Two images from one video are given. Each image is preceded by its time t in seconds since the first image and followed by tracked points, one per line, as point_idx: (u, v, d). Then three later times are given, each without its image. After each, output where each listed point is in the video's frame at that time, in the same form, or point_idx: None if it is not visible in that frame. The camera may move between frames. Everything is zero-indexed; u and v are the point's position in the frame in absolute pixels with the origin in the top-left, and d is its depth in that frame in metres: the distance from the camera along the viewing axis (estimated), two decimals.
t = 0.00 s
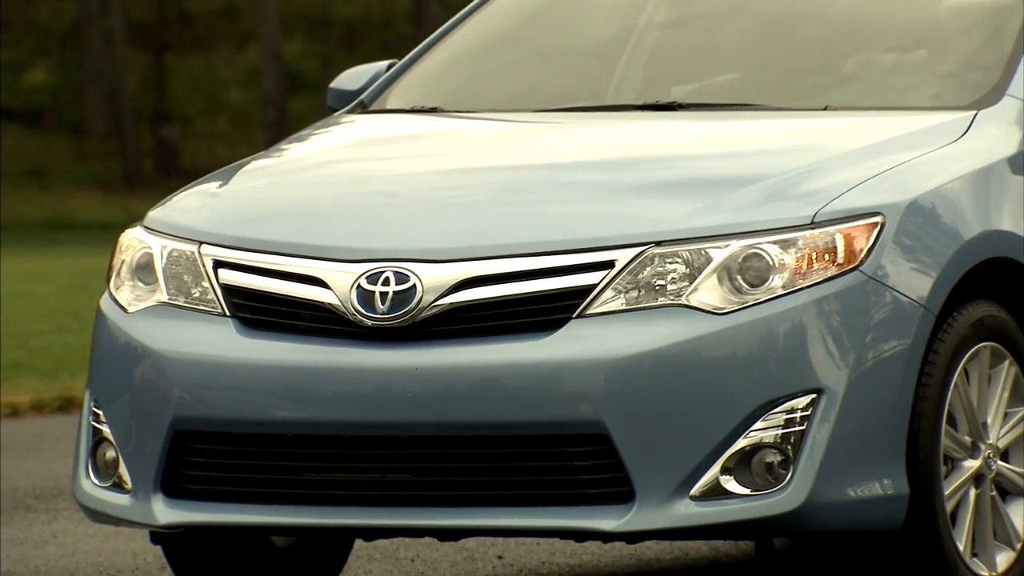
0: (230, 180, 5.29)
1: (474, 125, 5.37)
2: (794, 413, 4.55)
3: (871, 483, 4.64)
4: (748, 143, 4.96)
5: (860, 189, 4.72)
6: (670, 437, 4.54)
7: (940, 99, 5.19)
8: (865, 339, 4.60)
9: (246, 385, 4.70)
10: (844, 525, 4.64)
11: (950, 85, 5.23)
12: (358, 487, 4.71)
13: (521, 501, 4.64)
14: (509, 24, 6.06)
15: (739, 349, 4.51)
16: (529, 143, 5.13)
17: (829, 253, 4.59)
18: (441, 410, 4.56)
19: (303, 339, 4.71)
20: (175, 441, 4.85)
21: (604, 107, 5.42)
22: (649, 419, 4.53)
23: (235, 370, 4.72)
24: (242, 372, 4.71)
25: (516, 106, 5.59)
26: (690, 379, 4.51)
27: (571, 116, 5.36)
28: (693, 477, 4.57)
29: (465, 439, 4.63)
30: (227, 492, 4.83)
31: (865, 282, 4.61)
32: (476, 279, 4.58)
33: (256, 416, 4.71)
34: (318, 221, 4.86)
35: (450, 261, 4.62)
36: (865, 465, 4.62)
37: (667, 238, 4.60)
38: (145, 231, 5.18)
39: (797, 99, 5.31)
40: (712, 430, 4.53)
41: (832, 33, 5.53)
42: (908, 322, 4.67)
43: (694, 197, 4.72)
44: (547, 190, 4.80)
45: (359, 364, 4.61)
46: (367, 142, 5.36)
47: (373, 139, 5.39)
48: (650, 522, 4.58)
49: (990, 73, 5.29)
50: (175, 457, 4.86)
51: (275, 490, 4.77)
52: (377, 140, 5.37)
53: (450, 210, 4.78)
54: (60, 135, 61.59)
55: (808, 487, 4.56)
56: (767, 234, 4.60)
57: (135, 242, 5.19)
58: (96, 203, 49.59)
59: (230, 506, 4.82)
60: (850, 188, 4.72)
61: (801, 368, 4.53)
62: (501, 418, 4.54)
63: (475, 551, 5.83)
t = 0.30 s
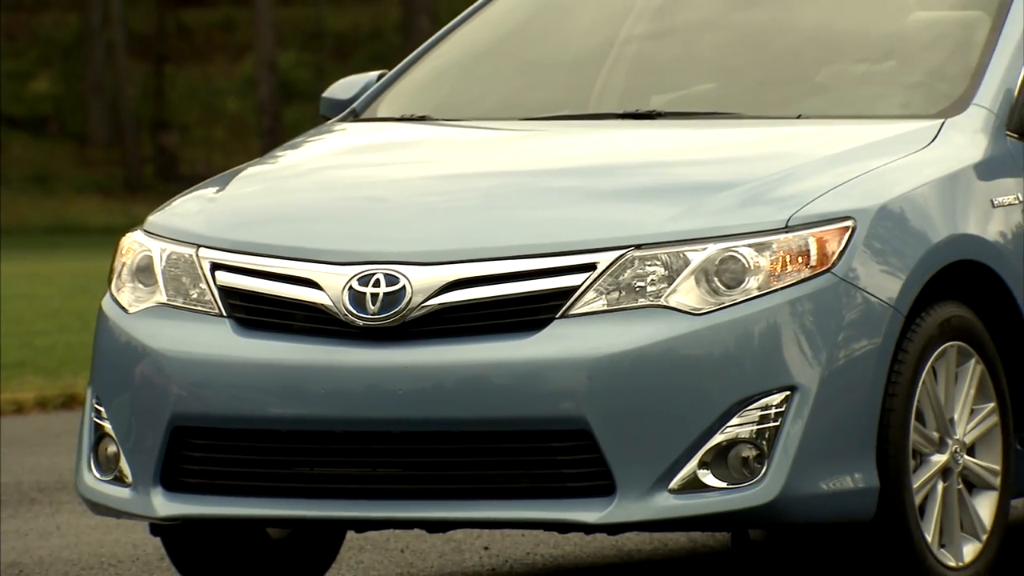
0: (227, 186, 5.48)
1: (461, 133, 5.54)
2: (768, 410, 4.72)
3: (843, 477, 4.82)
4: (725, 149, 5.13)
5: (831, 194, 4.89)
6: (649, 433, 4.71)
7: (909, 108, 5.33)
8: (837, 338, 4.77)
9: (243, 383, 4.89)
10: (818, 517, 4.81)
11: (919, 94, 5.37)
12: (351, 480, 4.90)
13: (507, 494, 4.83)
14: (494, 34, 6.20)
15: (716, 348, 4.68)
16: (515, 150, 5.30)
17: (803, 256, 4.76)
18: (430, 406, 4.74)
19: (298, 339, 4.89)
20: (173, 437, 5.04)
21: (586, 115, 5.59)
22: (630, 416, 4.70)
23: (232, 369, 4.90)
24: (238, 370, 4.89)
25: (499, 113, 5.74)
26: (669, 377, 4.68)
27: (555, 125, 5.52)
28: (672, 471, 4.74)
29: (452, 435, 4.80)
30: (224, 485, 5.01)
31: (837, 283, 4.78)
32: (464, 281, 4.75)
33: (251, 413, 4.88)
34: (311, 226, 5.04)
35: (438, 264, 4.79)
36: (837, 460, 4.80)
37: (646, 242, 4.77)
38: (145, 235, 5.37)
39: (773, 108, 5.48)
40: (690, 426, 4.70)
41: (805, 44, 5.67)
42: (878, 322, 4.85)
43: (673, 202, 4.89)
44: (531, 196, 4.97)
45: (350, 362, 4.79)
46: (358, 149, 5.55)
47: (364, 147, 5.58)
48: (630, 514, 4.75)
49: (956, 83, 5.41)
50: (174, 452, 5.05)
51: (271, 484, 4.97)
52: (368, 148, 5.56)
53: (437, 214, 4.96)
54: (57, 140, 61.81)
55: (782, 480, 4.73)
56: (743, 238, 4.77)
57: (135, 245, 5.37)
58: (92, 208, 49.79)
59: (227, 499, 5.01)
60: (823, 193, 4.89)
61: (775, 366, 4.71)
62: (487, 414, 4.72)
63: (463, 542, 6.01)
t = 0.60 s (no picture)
0: (224, 191, 5.63)
1: (448, 139, 5.67)
2: (745, 406, 4.87)
3: (816, 470, 4.97)
4: (706, 154, 5.27)
5: (806, 198, 5.02)
6: (630, 428, 4.86)
7: (879, 115, 5.40)
8: (811, 336, 4.91)
9: (239, 379, 5.05)
10: (793, 509, 4.96)
11: (890, 103, 5.44)
12: (342, 473, 5.04)
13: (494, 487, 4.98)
14: (482, 45, 6.27)
15: (695, 346, 4.83)
16: (502, 156, 5.43)
17: (779, 258, 4.90)
18: (419, 403, 4.88)
19: (293, 337, 5.04)
20: (173, 432, 5.21)
21: (568, 122, 5.68)
22: (612, 412, 4.85)
23: (228, 366, 5.06)
24: (235, 368, 5.06)
25: (485, 122, 5.82)
26: (649, 374, 4.83)
27: (539, 131, 5.63)
28: (653, 465, 4.89)
29: (441, 430, 4.94)
30: (221, 479, 5.18)
31: (811, 284, 4.92)
32: (452, 282, 4.89)
33: (249, 408, 5.04)
34: (306, 229, 5.20)
35: (428, 265, 4.93)
36: (811, 453, 4.95)
37: (629, 244, 4.90)
38: (145, 238, 5.53)
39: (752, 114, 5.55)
40: (670, 421, 4.85)
41: (780, 55, 5.73)
42: (851, 321, 4.98)
43: (654, 206, 5.02)
44: (516, 200, 5.11)
45: (343, 360, 4.94)
46: (351, 155, 5.69)
47: (356, 153, 5.71)
48: (612, 506, 4.90)
49: (924, 93, 5.47)
50: (173, 446, 5.22)
51: (265, 477, 5.12)
52: (359, 154, 5.70)
53: (427, 218, 5.10)
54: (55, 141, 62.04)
55: (758, 474, 4.88)
56: (720, 240, 4.91)
57: (135, 247, 5.54)
58: (90, 211, 49.93)
59: (223, 492, 5.17)
60: (797, 198, 5.02)
61: (752, 364, 4.85)
62: (475, 410, 4.86)
63: (450, 533, 6.19)
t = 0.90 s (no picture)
0: (220, 195, 5.72)
1: (435, 146, 5.75)
2: (723, 402, 4.98)
3: (792, 464, 5.09)
4: (690, 159, 5.35)
5: (781, 203, 5.12)
6: (612, 424, 4.97)
7: (852, 122, 5.46)
8: (787, 335, 5.02)
9: (234, 377, 5.15)
10: (770, 502, 5.08)
11: (863, 110, 5.50)
12: (334, 468, 5.16)
13: (484, 482, 5.09)
14: (467, 54, 6.29)
15: (674, 345, 4.93)
16: (489, 160, 5.51)
17: (755, 260, 5.00)
18: (408, 399, 4.98)
19: (288, 336, 5.13)
20: (171, 427, 5.31)
21: (553, 130, 5.74)
22: (594, 409, 4.95)
23: (224, 364, 5.16)
24: (230, 366, 5.15)
25: (472, 129, 5.89)
26: (631, 371, 4.93)
27: (525, 137, 5.70)
28: (634, 459, 5.00)
29: (430, 426, 5.05)
30: (217, 473, 5.29)
31: (787, 285, 5.02)
32: (443, 283, 4.98)
33: (243, 405, 5.14)
34: (298, 231, 5.29)
35: (419, 266, 5.02)
36: (787, 449, 5.07)
37: (612, 246, 4.99)
38: (144, 240, 5.63)
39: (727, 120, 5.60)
40: (650, 417, 4.96)
41: (760, 62, 5.77)
42: (826, 320, 5.10)
43: (636, 210, 5.12)
44: (502, 204, 5.19)
45: (335, 358, 5.04)
46: (344, 160, 5.78)
47: (347, 158, 5.79)
48: (596, 499, 5.00)
49: (896, 101, 5.52)
50: (172, 441, 5.33)
51: (260, 471, 5.23)
52: (351, 159, 5.77)
53: (415, 222, 5.19)
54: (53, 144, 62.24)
55: (736, 468, 4.99)
56: (699, 243, 5.00)
57: (135, 249, 5.64)
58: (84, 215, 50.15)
59: (219, 485, 5.29)
60: (772, 202, 5.12)
61: (729, 362, 4.96)
62: (462, 407, 4.96)
63: (439, 526, 6.34)
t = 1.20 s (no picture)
0: (219, 200, 5.89)
1: (425, 152, 5.93)
2: (703, 400, 5.14)
3: (769, 460, 5.25)
4: (672, 166, 5.51)
5: (758, 208, 5.29)
6: (595, 421, 5.11)
7: (826, 131, 5.65)
8: (764, 335, 5.19)
9: (232, 376, 5.31)
10: (748, 496, 5.23)
11: (837, 120, 5.68)
12: (329, 463, 5.31)
13: (473, 476, 5.23)
14: (455, 67, 6.46)
15: (656, 345, 5.08)
16: (477, 167, 5.68)
17: (733, 263, 5.17)
18: (400, 397, 5.13)
19: (283, 336, 5.30)
20: (172, 424, 5.49)
21: (539, 138, 5.91)
22: (578, 406, 5.09)
23: (221, 363, 5.33)
24: (228, 365, 5.32)
25: (460, 138, 6.05)
26: (613, 370, 5.07)
27: (513, 145, 5.87)
28: (617, 454, 5.14)
29: (422, 422, 5.19)
30: (216, 468, 5.46)
31: (764, 287, 5.19)
32: (434, 285, 5.12)
33: (240, 403, 5.31)
34: (292, 236, 5.45)
35: (410, 269, 5.16)
36: (764, 444, 5.23)
37: (595, 250, 5.13)
38: (147, 243, 5.81)
39: (708, 128, 5.78)
40: (632, 414, 5.11)
41: (741, 72, 5.93)
42: (801, 321, 5.27)
43: (619, 215, 5.27)
44: (490, 209, 5.35)
45: (330, 358, 5.18)
46: (338, 167, 5.94)
47: (340, 165, 5.97)
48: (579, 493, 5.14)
49: (869, 110, 5.71)
50: (172, 437, 5.50)
51: (257, 466, 5.39)
52: (343, 166, 5.94)
53: (405, 226, 5.34)
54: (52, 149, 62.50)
55: (716, 463, 5.15)
56: (680, 247, 5.15)
57: (138, 252, 5.82)
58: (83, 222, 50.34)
59: (218, 480, 5.45)
60: (750, 207, 5.29)
61: (709, 361, 5.11)
62: (452, 404, 5.10)
63: (429, 518, 6.56)
